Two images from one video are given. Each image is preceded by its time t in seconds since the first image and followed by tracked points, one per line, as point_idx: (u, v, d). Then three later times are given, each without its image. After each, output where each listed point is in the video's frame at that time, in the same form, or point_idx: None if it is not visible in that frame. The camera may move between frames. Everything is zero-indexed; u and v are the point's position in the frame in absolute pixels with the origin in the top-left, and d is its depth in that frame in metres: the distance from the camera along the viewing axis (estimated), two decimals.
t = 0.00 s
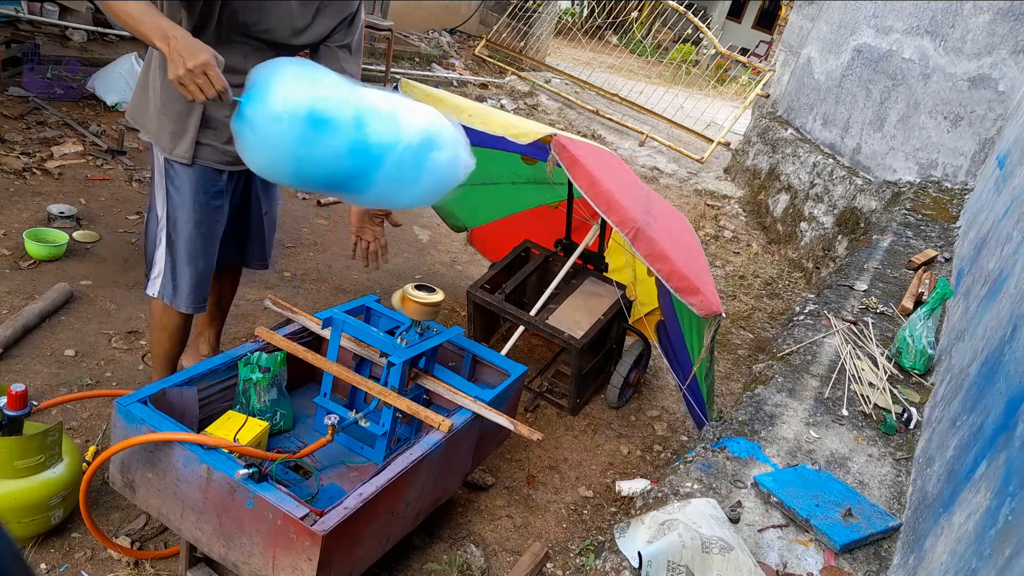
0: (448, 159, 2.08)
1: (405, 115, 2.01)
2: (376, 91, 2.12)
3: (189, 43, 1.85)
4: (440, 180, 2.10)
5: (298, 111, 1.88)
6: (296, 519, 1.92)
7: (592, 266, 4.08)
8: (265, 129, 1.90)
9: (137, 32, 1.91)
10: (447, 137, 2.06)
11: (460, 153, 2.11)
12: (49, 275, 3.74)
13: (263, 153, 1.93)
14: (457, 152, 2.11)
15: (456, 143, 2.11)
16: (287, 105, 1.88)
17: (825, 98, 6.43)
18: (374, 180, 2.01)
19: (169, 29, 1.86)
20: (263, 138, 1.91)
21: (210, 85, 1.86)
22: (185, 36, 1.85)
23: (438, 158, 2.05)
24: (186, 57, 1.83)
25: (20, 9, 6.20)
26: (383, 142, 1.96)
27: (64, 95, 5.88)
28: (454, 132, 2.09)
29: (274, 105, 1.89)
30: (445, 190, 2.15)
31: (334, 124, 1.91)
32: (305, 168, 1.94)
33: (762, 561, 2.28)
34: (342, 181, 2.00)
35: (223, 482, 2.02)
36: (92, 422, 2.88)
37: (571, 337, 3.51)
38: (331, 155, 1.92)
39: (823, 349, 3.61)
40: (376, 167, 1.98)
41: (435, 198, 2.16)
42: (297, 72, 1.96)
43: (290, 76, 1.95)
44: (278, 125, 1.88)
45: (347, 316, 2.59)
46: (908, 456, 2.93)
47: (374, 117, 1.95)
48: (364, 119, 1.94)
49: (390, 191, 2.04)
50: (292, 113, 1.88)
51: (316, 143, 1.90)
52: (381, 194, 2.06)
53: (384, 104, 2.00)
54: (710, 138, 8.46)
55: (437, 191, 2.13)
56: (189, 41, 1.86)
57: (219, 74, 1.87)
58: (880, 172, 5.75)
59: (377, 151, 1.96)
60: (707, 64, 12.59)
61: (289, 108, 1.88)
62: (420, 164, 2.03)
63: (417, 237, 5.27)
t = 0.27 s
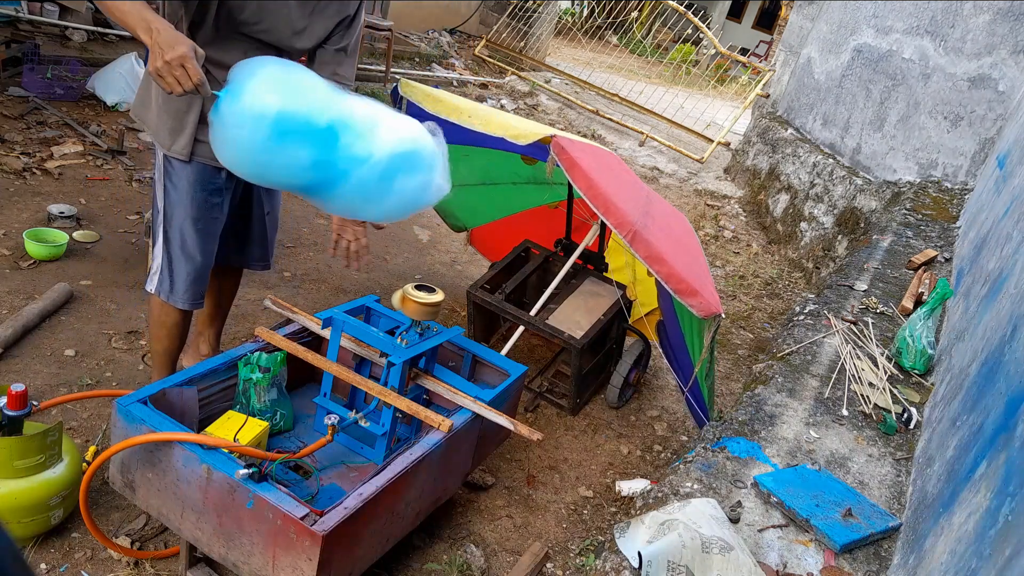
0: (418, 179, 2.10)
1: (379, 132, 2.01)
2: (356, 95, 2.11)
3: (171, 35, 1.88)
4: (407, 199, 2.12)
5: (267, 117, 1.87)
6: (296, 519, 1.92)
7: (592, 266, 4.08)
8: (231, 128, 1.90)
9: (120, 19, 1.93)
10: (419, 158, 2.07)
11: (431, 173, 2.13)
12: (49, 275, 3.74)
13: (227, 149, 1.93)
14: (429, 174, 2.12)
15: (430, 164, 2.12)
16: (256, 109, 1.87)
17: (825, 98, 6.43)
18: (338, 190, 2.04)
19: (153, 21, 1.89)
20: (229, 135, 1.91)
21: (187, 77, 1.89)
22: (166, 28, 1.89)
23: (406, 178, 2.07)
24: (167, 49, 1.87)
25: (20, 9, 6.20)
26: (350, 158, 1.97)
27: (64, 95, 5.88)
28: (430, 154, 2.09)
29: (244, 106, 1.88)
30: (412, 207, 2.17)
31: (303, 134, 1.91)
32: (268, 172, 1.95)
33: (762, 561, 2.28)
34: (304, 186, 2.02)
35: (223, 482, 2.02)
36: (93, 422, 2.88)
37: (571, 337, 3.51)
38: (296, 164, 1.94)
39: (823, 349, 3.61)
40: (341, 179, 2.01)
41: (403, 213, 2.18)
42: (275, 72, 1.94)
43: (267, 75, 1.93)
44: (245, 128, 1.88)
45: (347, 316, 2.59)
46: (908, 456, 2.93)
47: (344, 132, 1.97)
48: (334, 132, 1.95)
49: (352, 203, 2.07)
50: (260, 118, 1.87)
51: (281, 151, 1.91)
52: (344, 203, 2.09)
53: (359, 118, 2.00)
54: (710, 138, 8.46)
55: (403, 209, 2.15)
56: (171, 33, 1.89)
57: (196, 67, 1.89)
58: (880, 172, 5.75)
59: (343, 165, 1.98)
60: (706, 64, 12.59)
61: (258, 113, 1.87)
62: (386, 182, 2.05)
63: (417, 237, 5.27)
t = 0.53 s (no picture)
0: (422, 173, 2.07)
1: (383, 126, 1.97)
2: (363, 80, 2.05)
3: (171, 27, 1.88)
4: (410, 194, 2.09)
5: (268, 114, 1.85)
6: (296, 519, 1.92)
7: (592, 266, 4.08)
8: (233, 121, 1.88)
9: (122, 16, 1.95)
10: (423, 155, 2.03)
11: (436, 166, 2.08)
12: (49, 275, 3.74)
13: (228, 140, 1.92)
14: (434, 168, 2.08)
15: (436, 158, 2.08)
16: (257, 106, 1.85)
17: (825, 98, 6.43)
18: (340, 183, 2.02)
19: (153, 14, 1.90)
20: (229, 128, 1.89)
21: (190, 70, 1.87)
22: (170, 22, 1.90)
23: (410, 174, 2.04)
24: (167, 41, 1.86)
25: (20, 9, 6.20)
26: (352, 154, 1.95)
27: (63, 95, 5.88)
28: (436, 150, 2.05)
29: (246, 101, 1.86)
30: (416, 199, 2.14)
31: (303, 131, 1.89)
32: (268, 166, 1.95)
33: (762, 561, 2.28)
34: (306, 178, 2.01)
35: (223, 482, 2.02)
36: (93, 422, 2.88)
37: (571, 337, 3.51)
38: (296, 159, 1.93)
39: (823, 349, 3.61)
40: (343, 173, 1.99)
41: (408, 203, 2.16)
42: (279, 63, 1.89)
43: (270, 67, 1.88)
44: (245, 123, 1.86)
45: (347, 316, 2.59)
46: (908, 456, 2.93)
47: (346, 129, 1.93)
48: (336, 129, 1.92)
49: (355, 196, 2.06)
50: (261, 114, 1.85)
51: (280, 147, 1.90)
52: (346, 195, 2.08)
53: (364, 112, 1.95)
54: (710, 138, 8.46)
55: (407, 201, 2.13)
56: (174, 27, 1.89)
57: (200, 59, 1.88)
58: (880, 172, 5.75)
59: (344, 161, 1.96)
60: (706, 64, 12.59)
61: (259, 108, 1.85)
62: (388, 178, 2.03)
63: (417, 237, 5.27)
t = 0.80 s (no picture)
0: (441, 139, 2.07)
1: (398, 93, 1.99)
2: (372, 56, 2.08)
3: (182, 18, 1.89)
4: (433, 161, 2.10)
5: (286, 93, 1.88)
6: (296, 519, 1.92)
7: (592, 265, 4.08)
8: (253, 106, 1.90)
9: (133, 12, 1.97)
10: (442, 119, 2.04)
11: (455, 130, 2.09)
12: (49, 275, 3.74)
13: (250, 128, 1.94)
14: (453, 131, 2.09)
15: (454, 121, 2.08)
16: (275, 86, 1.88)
17: (825, 98, 6.43)
18: (363, 158, 2.04)
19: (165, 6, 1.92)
20: (249, 115, 1.92)
21: (202, 58, 1.87)
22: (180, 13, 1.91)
23: (431, 137, 2.04)
24: (180, 30, 1.87)
25: (20, 9, 6.20)
26: (372, 124, 1.97)
27: (63, 95, 5.88)
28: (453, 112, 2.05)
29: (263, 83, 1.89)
30: (437, 167, 2.14)
31: (322, 106, 1.91)
32: (291, 146, 1.96)
33: (762, 561, 2.28)
34: (330, 157, 2.02)
35: (223, 482, 2.02)
36: (93, 422, 2.88)
37: (571, 337, 3.51)
38: (319, 135, 1.94)
39: (823, 349, 3.61)
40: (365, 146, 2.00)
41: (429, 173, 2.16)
42: (289, 43, 1.93)
43: (281, 50, 1.92)
44: (266, 106, 1.89)
45: (347, 316, 2.59)
46: (908, 456, 2.93)
47: (363, 99, 1.95)
48: (353, 101, 1.94)
49: (379, 168, 2.07)
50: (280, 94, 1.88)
51: (301, 124, 1.92)
52: (370, 170, 2.08)
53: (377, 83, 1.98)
54: (710, 138, 8.46)
55: (428, 170, 2.13)
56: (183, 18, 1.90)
57: (212, 46, 1.88)
58: (880, 172, 5.75)
59: (365, 131, 1.98)
60: (706, 64, 12.59)
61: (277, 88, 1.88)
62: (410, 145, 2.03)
63: (417, 237, 5.27)
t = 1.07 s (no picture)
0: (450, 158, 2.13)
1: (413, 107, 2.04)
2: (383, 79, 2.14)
3: (197, 26, 1.88)
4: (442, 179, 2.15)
5: (310, 100, 1.89)
6: (297, 519, 1.92)
7: (592, 265, 4.08)
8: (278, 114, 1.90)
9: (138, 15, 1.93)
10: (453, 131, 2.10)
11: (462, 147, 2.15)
12: (49, 275, 3.74)
13: (270, 139, 1.92)
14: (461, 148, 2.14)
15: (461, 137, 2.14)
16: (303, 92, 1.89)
17: (825, 98, 6.43)
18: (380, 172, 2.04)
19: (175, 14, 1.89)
20: (273, 123, 1.90)
21: (223, 69, 1.88)
22: (197, 21, 1.89)
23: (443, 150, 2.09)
24: (198, 41, 1.86)
25: (20, 9, 6.20)
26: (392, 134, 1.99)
27: (63, 95, 5.88)
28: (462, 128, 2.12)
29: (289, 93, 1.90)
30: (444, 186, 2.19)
31: (348, 112, 1.92)
32: (312, 156, 1.94)
33: (762, 562, 2.28)
34: (348, 171, 2.01)
35: (224, 482, 2.02)
36: (93, 422, 2.88)
37: (571, 337, 3.51)
38: (344, 143, 1.94)
39: (823, 349, 3.61)
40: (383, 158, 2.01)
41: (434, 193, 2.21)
42: (309, 59, 1.97)
43: (303, 64, 1.96)
44: (293, 112, 1.88)
45: (347, 316, 2.59)
46: (908, 456, 2.93)
47: (385, 110, 1.99)
48: (375, 110, 1.97)
49: (394, 182, 2.07)
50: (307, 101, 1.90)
51: (328, 130, 1.91)
52: (385, 186, 2.08)
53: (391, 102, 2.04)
54: (710, 138, 8.46)
55: (436, 188, 2.17)
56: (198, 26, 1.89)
57: (231, 57, 1.89)
58: (880, 172, 5.75)
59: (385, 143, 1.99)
60: (706, 64, 12.59)
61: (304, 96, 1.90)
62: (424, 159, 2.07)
63: (417, 237, 5.27)
